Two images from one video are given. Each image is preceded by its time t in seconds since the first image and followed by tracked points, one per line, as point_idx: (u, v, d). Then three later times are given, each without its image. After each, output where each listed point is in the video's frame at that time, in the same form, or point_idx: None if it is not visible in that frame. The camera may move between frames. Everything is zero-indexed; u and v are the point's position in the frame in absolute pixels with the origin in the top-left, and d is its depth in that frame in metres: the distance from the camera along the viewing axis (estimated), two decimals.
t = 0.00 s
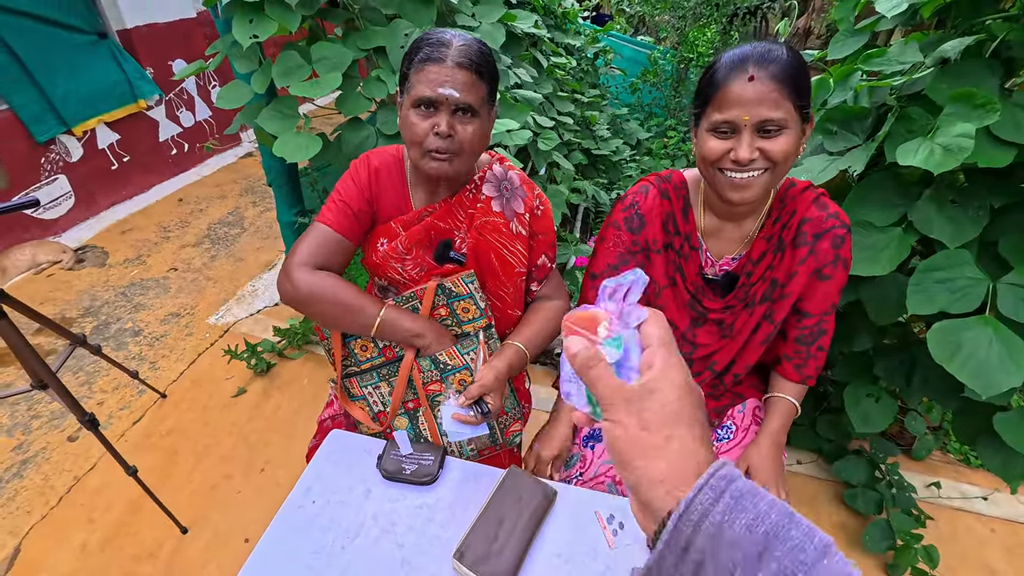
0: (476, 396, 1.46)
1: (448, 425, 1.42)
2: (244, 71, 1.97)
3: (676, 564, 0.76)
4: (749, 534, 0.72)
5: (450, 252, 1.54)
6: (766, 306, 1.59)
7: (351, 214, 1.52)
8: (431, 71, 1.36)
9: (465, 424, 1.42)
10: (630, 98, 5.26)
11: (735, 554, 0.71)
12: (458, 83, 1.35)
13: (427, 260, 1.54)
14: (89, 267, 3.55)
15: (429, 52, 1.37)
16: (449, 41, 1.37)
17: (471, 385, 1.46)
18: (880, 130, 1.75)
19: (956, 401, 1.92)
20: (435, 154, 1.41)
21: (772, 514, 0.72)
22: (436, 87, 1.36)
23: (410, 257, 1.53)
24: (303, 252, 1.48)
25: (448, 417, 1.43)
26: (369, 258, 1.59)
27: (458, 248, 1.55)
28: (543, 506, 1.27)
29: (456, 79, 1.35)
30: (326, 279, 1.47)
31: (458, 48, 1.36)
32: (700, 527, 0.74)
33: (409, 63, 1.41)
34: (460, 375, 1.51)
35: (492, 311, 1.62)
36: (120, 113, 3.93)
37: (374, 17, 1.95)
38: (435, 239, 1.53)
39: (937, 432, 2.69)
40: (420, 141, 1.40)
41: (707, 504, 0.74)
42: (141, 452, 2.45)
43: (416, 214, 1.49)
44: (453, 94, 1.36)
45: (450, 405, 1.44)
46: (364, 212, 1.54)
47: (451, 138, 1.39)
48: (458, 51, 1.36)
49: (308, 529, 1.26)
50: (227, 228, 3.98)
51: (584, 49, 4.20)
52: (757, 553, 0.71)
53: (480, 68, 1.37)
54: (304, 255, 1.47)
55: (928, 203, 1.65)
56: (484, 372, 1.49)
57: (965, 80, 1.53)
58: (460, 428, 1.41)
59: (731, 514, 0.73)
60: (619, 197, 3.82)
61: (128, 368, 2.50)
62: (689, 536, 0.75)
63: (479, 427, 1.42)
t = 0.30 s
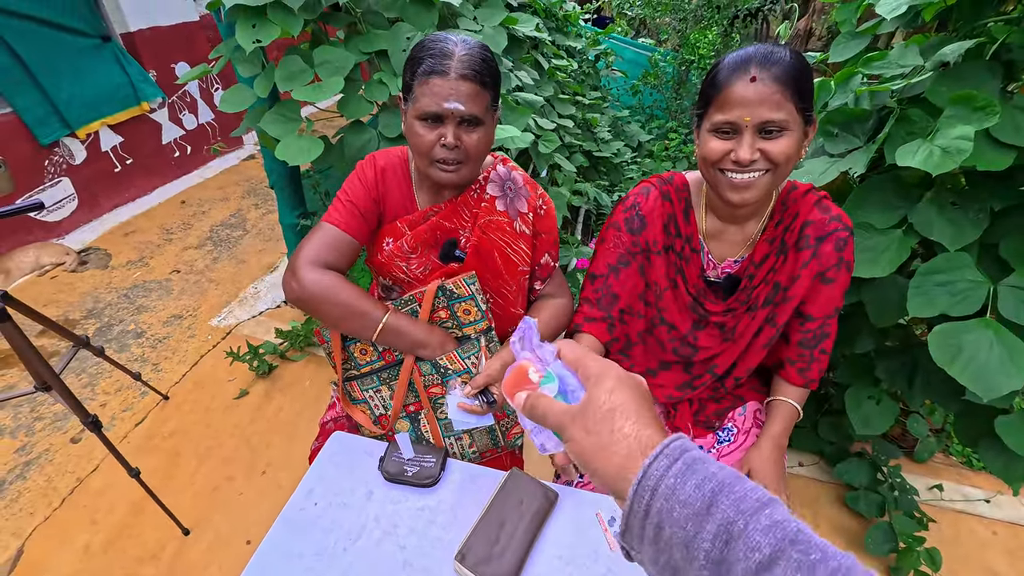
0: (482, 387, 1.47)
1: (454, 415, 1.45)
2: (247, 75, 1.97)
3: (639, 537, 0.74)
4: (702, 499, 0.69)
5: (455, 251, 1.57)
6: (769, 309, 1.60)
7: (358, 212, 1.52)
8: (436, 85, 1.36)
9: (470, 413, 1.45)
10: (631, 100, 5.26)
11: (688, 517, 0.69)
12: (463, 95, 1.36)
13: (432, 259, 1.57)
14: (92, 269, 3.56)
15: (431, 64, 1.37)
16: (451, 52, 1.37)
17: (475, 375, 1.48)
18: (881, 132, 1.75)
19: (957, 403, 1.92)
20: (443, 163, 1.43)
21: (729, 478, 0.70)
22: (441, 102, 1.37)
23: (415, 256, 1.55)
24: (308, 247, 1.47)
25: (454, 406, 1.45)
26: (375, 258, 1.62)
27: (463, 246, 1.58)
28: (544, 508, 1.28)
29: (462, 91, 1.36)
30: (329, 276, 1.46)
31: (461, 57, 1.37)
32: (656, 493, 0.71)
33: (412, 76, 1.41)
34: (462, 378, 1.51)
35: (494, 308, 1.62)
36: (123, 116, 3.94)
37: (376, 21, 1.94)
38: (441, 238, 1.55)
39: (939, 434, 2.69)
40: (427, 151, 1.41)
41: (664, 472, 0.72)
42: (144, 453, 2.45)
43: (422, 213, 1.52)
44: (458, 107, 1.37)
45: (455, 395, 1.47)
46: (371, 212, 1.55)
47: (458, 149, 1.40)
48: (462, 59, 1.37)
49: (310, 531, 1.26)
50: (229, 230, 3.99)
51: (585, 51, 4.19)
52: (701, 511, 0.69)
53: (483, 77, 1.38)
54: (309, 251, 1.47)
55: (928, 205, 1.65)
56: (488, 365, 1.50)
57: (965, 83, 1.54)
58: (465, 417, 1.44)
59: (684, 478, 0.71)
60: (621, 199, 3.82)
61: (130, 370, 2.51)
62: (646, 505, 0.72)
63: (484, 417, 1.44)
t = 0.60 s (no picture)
0: (483, 396, 1.48)
1: (455, 423, 1.46)
2: (249, 79, 1.97)
3: (698, 534, 0.67)
4: (782, 498, 0.65)
5: (460, 255, 1.56)
6: (772, 313, 1.59)
7: (354, 212, 1.53)
8: (446, 94, 1.36)
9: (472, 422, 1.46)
10: (633, 102, 5.25)
11: (765, 514, 0.65)
12: (473, 104, 1.36)
13: (435, 263, 1.56)
14: (94, 270, 3.56)
15: (441, 72, 1.37)
16: (460, 59, 1.37)
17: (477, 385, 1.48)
18: (886, 134, 1.75)
19: (962, 406, 1.91)
20: (451, 170, 1.43)
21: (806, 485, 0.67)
22: (450, 110, 1.37)
23: (418, 260, 1.54)
24: (298, 237, 1.49)
25: (455, 415, 1.46)
26: (377, 262, 1.61)
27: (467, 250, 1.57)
28: (546, 511, 1.27)
29: (471, 100, 1.36)
30: (315, 265, 1.47)
31: (469, 65, 1.37)
32: (730, 487, 0.66)
33: (420, 83, 1.40)
34: (454, 367, 1.51)
35: (492, 310, 1.61)
36: (125, 118, 3.95)
37: (379, 24, 1.94)
38: (445, 242, 1.55)
39: (943, 437, 2.68)
40: (436, 159, 1.41)
41: (741, 468, 0.67)
42: (145, 455, 2.45)
43: (427, 218, 1.52)
44: (468, 116, 1.37)
45: (456, 405, 1.47)
46: (369, 215, 1.56)
47: (466, 155, 1.40)
48: (470, 67, 1.36)
49: (312, 534, 1.26)
50: (231, 232, 4.00)
51: (587, 53, 4.19)
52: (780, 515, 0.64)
53: (491, 85, 1.38)
54: (298, 240, 1.48)
55: (933, 207, 1.64)
56: (490, 373, 1.51)
57: (970, 85, 1.54)
58: (466, 426, 1.46)
59: (763, 477, 0.66)
60: (622, 201, 3.81)
61: (132, 372, 2.51)
62: (715, 499, 0.66)
63: (485, 427, 1.46)
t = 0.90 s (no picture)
0: (478, 400, 1.48)
1: (450, 427, 1.47)
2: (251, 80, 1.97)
3: (805, 457, 0.66)
4: (890, 424, 0.60)
5: (461, 256, 1.57)
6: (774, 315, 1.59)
7: (352, 211, 1.53)
8: (446, 107, 1.36)
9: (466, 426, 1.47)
10: (634, 103, 5.24)
11: (870, 437, 0.60)
12: (473, 119, 1.36)
13: (437, 264, 1.56)
14: (96, 271, 3.56)
15: (441, 85, 1.35)
16: (460, 71, 1.36)
17: (472, 388, 1.48)
18: (894, 134, 1.75)
19: (967, 408, 1.90)
20: (452, 180, 1.44)
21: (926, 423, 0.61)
22: (450, 124, 1.36)
23: (419, 261, 1.55)
24: (294, 234, 1.49)
25: (449, 418, 1.47)
26: (378, 262, 1.61)
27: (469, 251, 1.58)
28: (549, 513, 1.27)
29: (471, 114, 1.36)
30: (309, 263, 1.46)
31: (470, 79, 1.35)
32: (839, 416, 0.64)
33: (420, 95, 1.39)
34: (458, 371, 1.51)
35: (494, 311, 1.61)
36: (127, 119, 3.95)
37: (380, 25, 1.94)
38: (446, 244, 1.55)
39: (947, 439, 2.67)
40: (437, 169, 1.42)
41: (853, 400, 0.65)
42: (147, 456, 2.45)
43: (428, 219, 1.53)
44: (468, 130, 1.37)
45: (451, 408, 1.48)
46: (368, 213, 1.56)
47: (467, 166, 1.41)
48: (470, 81, 1.35)
49: (313, 535, 1.26)
50: (233, 233, 4.00)
51: (589, 55, 4.18)
52: (888, 436, 0.59)
53: (492, 96, 1.37)
54: (294, 237, 1.49)
55: (943, 210, 1.63)
56: (486, 375, 1.51)
57: (982, 85, 1.53)
58: (461, 430, 1.47)
59: (872, 409, 0.63)
60: (623, 202, 3.81)
61: (134, 373, 2.51)
62: (822, 424, 0.65)
63: (480, 431, 1.47)
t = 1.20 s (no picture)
0: (473, 391, 1.47)
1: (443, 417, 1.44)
2: (250, 82, 1.97)
3: (842, 493, 0.72)
4: (922, 464, 0.65)
5: (456, 254, 1.57)
6: (772, 318, 1.59)
7: (356, 213, 1.54)
8: (424, 143, 1.32)
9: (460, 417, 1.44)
10: (633, 105, 5.24)
11: (903, 475, 0.66)
12: (453, 150, 1.32)
13: (432, 262, 1.57)
14: (95, 273, 3.56)
15: (417, 120, 1.31)
16: (435, 105, 1.29)
17: (466, 380, 1.47)
18: (894, 136, 1.75)
19: (967, 410, 1.90)
20: (441, 197, 1.42)
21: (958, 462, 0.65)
22: (431, 156, 1.33)
23: (415, 259, 1.56)
24: (304, 245, 1.51)
25: (443, 410, 1.44)
26: (375, 261, 1.61)
27: (464, 250, 1.58)
28: (546, 515, 1.26)
29: (450, 145, 1.32)
30: (325, 274, 1.49)
31: (446, 111, 1.29)
32: (871, 455, 0.70)
33: (400, 126, 1.35)
34: (462, 377, 1.50)
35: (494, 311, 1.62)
36: (127, 121, 3.95)
37: (378, 27, 1.96)
38: (441, 242, 1.55)
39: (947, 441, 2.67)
40: (426, 189, 1.41)
41: (885, 439, 0.70)
42: (145, 458, 2.45)
43: (423, 217, 1.52)
44: (449, 160, 1.33)
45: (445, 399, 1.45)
46: (370, 214, 1.56)
47: (454, 187, 1.38)
48: (448, 112, 1.29)
49: (311, 537, 1.26)
50: (232, 234, 4.00)
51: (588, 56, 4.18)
52: (919, 476, 0.65)
53: (471, 127, 1.31)
54: (305, 248, 1.51)
55: (946, 212, 1.64)
56: (484, 368, 1.50)
57: (982, 86, 1.54)
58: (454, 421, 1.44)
59: (905, 449, 0.68)
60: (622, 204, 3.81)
61: (132, 375, 2.51)
62: (857, 463, 0.71)
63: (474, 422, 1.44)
